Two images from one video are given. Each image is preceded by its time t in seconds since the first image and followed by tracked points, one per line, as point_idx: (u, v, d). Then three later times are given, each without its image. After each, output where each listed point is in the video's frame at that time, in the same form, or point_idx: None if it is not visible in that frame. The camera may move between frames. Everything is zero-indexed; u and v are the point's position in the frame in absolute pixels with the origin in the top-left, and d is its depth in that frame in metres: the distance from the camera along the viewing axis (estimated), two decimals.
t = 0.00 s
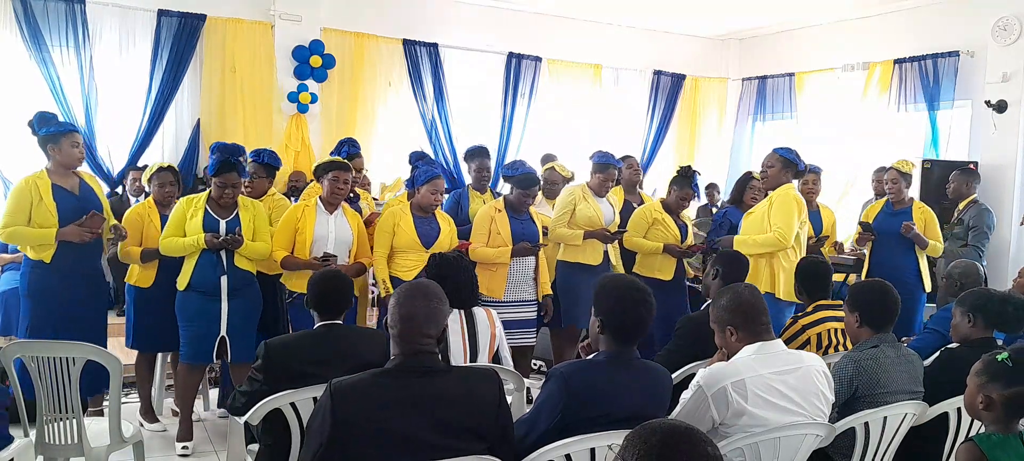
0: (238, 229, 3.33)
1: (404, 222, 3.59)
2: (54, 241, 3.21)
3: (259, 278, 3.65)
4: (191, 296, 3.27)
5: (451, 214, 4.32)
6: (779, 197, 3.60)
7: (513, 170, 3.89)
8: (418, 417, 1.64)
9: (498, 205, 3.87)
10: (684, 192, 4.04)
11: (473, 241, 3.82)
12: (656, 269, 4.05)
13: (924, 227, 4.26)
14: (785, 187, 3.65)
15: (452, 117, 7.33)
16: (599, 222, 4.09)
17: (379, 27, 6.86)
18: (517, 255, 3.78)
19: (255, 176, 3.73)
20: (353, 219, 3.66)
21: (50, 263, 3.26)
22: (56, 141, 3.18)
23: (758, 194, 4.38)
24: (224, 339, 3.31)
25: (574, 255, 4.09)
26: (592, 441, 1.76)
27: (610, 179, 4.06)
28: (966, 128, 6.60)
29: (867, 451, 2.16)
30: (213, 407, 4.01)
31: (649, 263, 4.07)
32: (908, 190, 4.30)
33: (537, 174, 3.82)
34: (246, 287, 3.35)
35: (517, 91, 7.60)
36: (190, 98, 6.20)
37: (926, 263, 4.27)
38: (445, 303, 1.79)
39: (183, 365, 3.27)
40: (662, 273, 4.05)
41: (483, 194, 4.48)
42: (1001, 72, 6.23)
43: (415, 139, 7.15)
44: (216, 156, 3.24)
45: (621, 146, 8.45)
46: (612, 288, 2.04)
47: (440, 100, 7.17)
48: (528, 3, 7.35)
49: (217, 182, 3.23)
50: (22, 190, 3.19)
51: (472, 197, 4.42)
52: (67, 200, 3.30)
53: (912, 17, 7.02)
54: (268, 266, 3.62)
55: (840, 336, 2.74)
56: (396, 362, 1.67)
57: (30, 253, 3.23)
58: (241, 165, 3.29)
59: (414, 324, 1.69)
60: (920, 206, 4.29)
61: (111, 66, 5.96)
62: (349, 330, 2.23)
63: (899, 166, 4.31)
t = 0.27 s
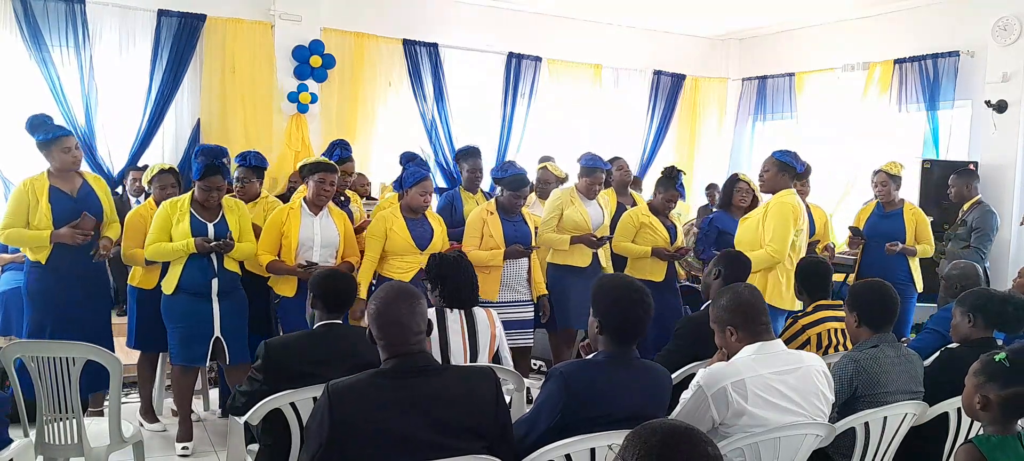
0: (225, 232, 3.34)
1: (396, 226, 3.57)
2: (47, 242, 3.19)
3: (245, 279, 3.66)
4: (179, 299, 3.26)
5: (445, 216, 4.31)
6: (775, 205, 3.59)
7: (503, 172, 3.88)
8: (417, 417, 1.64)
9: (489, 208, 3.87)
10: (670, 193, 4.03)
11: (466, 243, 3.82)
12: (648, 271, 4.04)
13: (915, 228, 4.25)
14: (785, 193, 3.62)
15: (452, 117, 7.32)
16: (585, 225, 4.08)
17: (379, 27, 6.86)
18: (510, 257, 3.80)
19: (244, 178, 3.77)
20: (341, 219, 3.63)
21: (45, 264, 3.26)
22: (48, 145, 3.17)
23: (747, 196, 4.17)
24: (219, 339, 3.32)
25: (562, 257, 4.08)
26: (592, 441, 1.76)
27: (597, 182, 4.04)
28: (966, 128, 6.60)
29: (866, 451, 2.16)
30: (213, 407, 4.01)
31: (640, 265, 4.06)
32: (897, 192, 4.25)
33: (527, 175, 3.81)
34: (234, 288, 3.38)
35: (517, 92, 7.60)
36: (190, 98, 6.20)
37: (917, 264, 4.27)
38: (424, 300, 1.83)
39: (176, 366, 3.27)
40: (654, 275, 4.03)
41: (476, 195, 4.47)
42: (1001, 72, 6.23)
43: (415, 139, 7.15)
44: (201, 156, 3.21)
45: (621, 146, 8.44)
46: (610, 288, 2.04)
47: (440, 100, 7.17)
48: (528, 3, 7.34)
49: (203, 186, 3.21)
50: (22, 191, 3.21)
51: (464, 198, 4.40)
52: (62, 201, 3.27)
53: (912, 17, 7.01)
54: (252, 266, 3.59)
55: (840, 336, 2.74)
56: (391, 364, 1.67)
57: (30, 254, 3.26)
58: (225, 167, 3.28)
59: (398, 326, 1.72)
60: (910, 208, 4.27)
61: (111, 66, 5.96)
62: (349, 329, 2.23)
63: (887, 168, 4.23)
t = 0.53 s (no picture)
0: (220, 230, 3.35)
1: (394, 225, 3.56)
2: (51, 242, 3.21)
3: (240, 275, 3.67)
4: (181, 299, 3.25)
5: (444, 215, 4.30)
6: (766, 204, 3.58)
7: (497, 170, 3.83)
8: (418, 417, 1.64)
9: (486, 206, 3.88)
10: (660, 191, 4.10)
11: (463, 241, 3.83)
12: (645, 271, 4.04)
13: (911, 224, 4.26)
14: (786, 188, 3.63)
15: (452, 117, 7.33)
16: (578, 221, 4.09)
17: (379, 27, 6.86)
18: (506, 255, 3.78)
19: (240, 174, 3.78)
20: (334, 218, 3.63)
21: (50, 263, 3.27)
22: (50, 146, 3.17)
23: (741, 193, 4.17)
24: (218, 339, 3.32)
25: (558, 257, 4.08)
26: (592, 441, 1.76)
27: (587, 178, 4.05)
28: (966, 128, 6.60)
29: (866, 451, 2.16)
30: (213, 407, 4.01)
31: (637, 264, 4.06)
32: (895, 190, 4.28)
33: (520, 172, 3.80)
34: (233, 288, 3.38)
35: (517, 92, 7.60)
36: (190, 98, 6.20)
37: (915, 261, 4.26)
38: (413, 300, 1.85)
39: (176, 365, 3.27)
40: (650, 274, 4.03)
41: (472, 195, 4.48)
42: (1001, 72, 6.23)
43: (415, 139, 7.15)
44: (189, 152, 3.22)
45: (621, 146, 8.45)
46: (607, 290, 2.05)
47: (440, 100, 7.17)
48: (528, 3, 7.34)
49: (194, 183, 3.21)
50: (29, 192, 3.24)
51: (461, 198, 4.40)
52: (67, 201, 3.27)
53: (912, 17, 7.01)
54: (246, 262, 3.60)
55: (840, 336, 2.74)
56: (394, 364, 1.67)
57: (37, 252, 3.28)
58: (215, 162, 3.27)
59: (387, 326, 1.73)
60: (908, 205, 4.29)
61: (111, 67, 5.96)
62: (348, 329, 2.24)
63: (886, 166, 4.25)
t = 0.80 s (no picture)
0: (222, 233, 3.35)
1: (394, 227, 3.57)
2: (67, 240, 3.19)
3: (240, 275, 3.66)
4: (180, 300, 3.26)
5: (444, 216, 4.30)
6: (760, 211, 3.57)
7: (496, 174, 3.79)
8: (419, 416, 1.64)
9: (484, 209, 3.88)
10: (659, 192, 4.06)
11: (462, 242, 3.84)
12: (644, 271, 4.06)
13: (912, 225, 4.25)
14: (786, 192, 3.59)
15: (452, 117, 7.32)
16: (577, 223, 4.08)
17: (379, 27, 6.86)
18: (505, 258, 3.79)
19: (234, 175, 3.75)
20: (335, 219, 3.64)
21: (64, 262, 3.25)
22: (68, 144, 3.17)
23: (740, 195, 4.18)
24: (220, 339, 3.33)
25: (558, 258, 4.07)
26: (592, 441, 1.76)
27: (586, 180, 4.04)
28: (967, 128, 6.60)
29: (866, 451, 2.16)
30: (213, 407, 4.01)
31: (636, 266, 4.10)
32: (895, 191, 4.28)
33: (519, 176, 3.79)
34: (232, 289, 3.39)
35: (517, 92, 7.60)
36: (191, 98, 6.20)
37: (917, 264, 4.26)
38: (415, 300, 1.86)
39: (177, 366, 3.27)
40: (648, 276, 4.06)
41: (472, 195, 4.48)
42: (1001, 72, 6.23)
43: (415, 139, 7.15)
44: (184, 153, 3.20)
45: (621, 146, 8.44)
46: (607, 291, 2.05)
47: (440, 100, 7.17)
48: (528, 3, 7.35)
49: (193, 187, 3.20)
50: (42, 191, 3.22)
51: (460, 198, 4.40)
52: (82, 201, 3.27)
53: (912, 17, 7.02)
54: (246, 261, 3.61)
55: (839, 336, 2.74)
56: (398, 363, 1.66)
57: (49, 252, 3.25)
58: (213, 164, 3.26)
59: (389, 328, 1.71)
60: (908, 206, 4.28)
61: (111, 67, 5.95)
62: (348, 329, 2.23)
63: (887, 167, 4.24)
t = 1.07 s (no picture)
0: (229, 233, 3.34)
1: (399, 226, 3.59)
2: (84, 239, 3.21)
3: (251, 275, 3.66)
4: (186, 300, 3.26)
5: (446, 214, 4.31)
6: (763, 210, 3.59)
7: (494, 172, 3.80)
8: (419, 416, 1.64)
9: (485, 208, 3.88)
10: (663, 191, 4.03)
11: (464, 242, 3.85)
12: (648, 271, 4.06)
13: (917, 226, 4.26)
14: (787, 191, 3.60)
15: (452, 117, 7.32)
16: (580, 223, 4.06)
17: (379, 27, 6.86)
18: (507, 258, 3.78)
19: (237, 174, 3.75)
20: (339, 220, 3.64)
21: (79, 262, 3.26)
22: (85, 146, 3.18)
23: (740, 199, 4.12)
24: (223, 339, 3.34)
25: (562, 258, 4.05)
26: (592, 441, 1.76)
27: (591, 180, 4.04)
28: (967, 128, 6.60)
29: (866, 451, 2.16)
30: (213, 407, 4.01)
31: (641, 265, 4.08)
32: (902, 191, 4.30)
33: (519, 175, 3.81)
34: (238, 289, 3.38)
35: (517, 92, 7.60)
36: (190, 98, 6.20)
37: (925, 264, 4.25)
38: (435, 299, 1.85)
39: (181, 365, 3.28)
40: (653, 275, 4.05)
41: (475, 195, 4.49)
42: (1001, 72, 6.23)
43: (415, 138, 7.15)
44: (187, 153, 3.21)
45: (621, 145, 8.44)
46: (607, 290, 2.04)
47: (440, 100, 7.17)
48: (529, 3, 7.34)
49: (198, 185, 3.21)
50: (54, 192, 3.20)
51: (462, 199, 4.41)
52: (95, 201, 3.29)
53: (912, 17, 7.01)
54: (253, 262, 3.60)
55: (840, 336, 2.74)
56: (405, 359, 1.67)
57: (60, 252, 3.24)
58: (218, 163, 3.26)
59: (416, 329, 1.70)
60: (914, 206, 4.29)
61: (112, 67, 5.96)
62: (348, 329, 2.23)
63: (892, 166, 4.24)
